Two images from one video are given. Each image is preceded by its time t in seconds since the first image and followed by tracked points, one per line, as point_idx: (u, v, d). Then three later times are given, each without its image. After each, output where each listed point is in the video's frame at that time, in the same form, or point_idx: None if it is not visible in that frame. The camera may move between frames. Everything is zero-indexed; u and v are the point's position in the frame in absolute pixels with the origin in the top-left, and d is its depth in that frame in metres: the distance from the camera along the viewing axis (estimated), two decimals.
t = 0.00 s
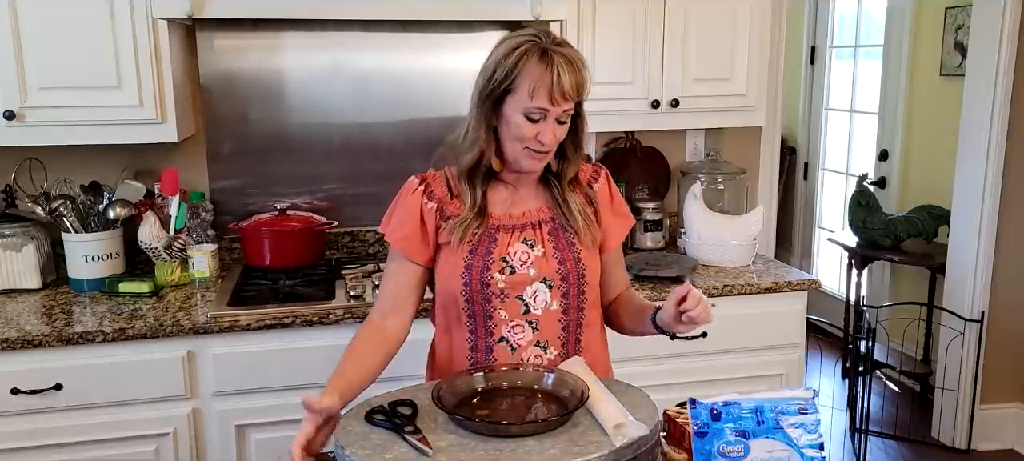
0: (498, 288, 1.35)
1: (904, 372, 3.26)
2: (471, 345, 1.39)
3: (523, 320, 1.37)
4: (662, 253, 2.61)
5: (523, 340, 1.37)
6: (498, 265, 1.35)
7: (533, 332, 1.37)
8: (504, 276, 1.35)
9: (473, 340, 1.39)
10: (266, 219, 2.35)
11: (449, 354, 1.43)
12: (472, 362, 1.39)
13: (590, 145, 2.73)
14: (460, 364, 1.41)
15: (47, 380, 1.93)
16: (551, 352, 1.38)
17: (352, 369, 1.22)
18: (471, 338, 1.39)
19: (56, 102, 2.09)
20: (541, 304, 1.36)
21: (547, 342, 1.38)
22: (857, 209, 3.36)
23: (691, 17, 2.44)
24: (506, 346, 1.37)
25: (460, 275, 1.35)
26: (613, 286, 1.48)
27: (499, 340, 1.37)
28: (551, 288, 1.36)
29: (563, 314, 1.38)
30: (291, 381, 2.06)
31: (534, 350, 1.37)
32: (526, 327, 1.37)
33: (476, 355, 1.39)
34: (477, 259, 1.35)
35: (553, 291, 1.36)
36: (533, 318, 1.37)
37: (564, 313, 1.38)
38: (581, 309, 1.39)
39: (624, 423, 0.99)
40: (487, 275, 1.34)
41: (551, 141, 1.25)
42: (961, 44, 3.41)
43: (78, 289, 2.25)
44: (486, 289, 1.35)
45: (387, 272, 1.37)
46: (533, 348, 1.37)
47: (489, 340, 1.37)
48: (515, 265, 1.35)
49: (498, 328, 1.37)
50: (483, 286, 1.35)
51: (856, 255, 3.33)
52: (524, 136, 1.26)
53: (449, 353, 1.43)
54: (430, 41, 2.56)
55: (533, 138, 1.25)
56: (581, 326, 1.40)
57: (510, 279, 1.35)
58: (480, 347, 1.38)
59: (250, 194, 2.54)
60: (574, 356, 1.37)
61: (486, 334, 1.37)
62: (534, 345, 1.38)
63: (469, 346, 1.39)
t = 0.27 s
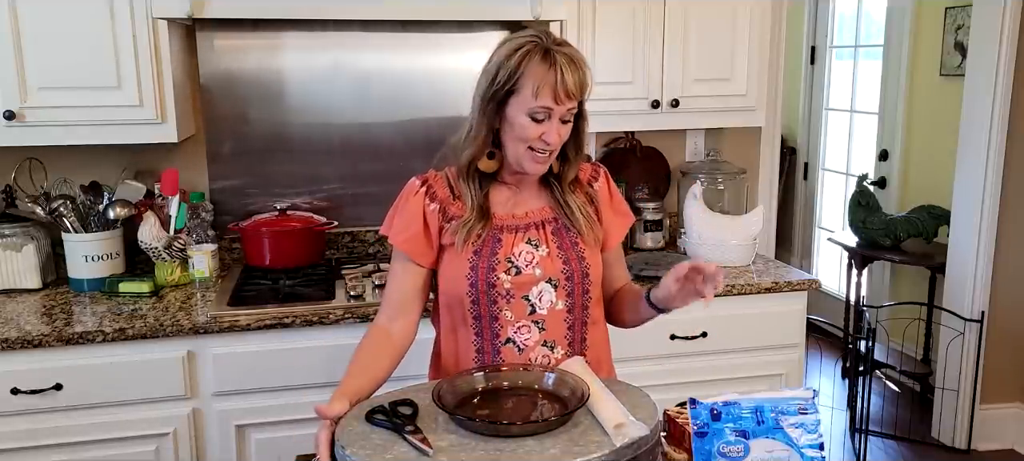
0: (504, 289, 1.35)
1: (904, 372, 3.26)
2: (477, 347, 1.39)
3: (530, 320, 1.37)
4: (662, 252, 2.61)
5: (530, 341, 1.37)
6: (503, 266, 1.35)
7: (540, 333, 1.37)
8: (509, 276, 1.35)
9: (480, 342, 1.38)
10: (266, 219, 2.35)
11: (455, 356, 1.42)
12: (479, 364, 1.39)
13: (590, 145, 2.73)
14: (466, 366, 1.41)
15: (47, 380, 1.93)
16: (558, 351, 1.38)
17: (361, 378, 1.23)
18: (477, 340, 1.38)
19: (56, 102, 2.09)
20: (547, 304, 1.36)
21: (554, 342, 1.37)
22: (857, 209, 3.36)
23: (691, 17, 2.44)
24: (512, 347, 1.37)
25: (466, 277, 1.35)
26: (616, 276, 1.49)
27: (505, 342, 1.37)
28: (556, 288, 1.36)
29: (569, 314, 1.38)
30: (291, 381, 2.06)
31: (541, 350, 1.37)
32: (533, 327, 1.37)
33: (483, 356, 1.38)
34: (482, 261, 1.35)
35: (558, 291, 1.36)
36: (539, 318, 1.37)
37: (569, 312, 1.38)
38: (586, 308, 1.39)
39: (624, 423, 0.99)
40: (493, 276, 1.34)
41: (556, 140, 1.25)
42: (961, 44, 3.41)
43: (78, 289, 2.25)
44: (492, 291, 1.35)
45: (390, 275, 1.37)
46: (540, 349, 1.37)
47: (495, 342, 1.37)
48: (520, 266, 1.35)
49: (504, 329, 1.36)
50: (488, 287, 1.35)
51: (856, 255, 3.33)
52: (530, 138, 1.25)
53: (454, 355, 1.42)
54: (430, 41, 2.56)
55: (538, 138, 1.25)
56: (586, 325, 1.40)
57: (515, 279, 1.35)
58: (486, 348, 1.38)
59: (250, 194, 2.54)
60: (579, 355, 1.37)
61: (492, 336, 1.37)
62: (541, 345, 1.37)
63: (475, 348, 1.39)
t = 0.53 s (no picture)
0: (505, 285, 1.35)
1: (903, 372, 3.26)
2: (477, 345, 1.38)
3: (530, 317, 1.36)
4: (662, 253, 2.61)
5: (530, 338, 1.37)
6: (505, 262, 1.35)
7: (540, 330, 1.37)
8: (510, 273, 1.35)
9: (479, 339, 1.38)
10: (266, 219, 2.35)
11: (455, 354, 1.42)
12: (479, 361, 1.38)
13: (590, 145, 2.73)
14: (466, 363, 1.41)
15: (47, 380, 1.93)
16: (558, 349, 1.37)
17: (363, 376, 1.23)
18: (477, 337, 1.38)
19: (56, 102, 2.09)
20: (548, 301, 1.36)
21: (554, 338, 1.37)
22: (857, 209, 3.36)
23: (691, 18, 2.44)
24: (513, 344, 1.37)
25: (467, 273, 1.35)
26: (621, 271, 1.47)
27: (505, 339, 1.37)
28: (557, 285, 1.36)
29: (570, 311, 1.38)
30: (290, 381, 2.06)
31: (541, 347, 1.37)
32: (533, 324, 1.36)
33: (483, 353, 1.38)
34: (483, 257, 1.35)
35: (559, 288, 1.36)
36: (540, 315, 1.36)
37: (570, 309, 1.37)
38: (587, 306, 1.39)
39: (623, 423, 0.99)
40: (494, 272, 1.34)
41: (560, 129, 1.25)
42: (961, 44, 3.41)
43: (78, 289, 2.25)
44: (493, 287, 1.35)
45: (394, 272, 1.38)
46: (540, 345, 1.37)
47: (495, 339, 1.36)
48: (521, 262, 1.35)
49: (504, 326, 1.36)
50: (489, 284, 1.35)
51: (856, 255, 3.33)
52: (534, 132, 1.25)
53: (455, 353, 1.42)
54: (430, 41, 2.56)
55: (542, 128, 1.25)
56: (587, 323, 1.40)
57: (516, 276, 1.35)
58: (487, 345, 1.38)
59: (250, 194, 2.54)
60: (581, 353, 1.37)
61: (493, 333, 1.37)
62: (542, 342, 1.37)
63: (475, 345, 1.39)
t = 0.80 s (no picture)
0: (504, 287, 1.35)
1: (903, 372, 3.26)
2: (477, 346, 1.39)
3: (529, 319, 1.36)
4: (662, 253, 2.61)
5: (529, 340, 1.37)
6: (504, 264, 1.35)
7: (539, 332, 1.37)
8: (509, 274, 1.35)
9: (479, 340, 1.38)
10: (265, 219, 2.35)
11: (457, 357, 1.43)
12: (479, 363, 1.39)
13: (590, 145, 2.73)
14: (467, 364, 1.41)
15: (47, 380, 1.93)
16: (557, 351, 1.37)
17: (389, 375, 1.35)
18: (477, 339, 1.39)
19: (56, 102, 2.09)
20: (547, 304, 1.36)
21: (554, 341, 1.37)
22: (857, 209, 3.36)
23: (691, 18, 2.44)
24: (512, 346, 1.37)
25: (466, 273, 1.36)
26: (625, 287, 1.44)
27: (505, 340, 1.37)
28: (557, 288, 1.36)
29: (569, 314, 1.38)
30: (290, 381, 2.06)
31: (540, 349, 1.37)
32: (532, 326, 1.36)
33: (482, 354, 1.39)
34: (482, 258, 1.35)
35: (558, 291, 1.36)
36: (539, 317, 1.37)
37: (569, 311, 1.38)
38: (587, 309, 1.39)
39: (622, 424, 0.99)
40: (492, 274, 1.35)
41: (552, 116, 1.26)
42: (961, 44, 3.41)
43: (78, 289, 2.25)
44: (491, 289, 1.35)
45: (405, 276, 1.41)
46: (539, 348, 1.37)
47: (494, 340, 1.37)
48: (520, 264, 1.35)
49: (503, 328, 1.36)
50: (488, 285, 1.35)
51: (856, 255, 3.34)
52: (524, 117, 1.26)
53: (457, 354, 1.43)
54: (430, 41, 2.56)
55: (534, 115, 1.26)
56: (587, 326, 1.40)
57: (515, 278, 1.35)
58: (486, 347, 1.38)
59: (250, 194, 2.54)
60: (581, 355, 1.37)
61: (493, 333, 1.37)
62: (541, 345, 1.37)
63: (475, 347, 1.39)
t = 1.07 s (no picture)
0: (505, 292, 1.35)
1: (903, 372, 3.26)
2: (477, 348, 1.40)
3: (530, 325, 1.36)
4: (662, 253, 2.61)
5: (528, 345, 1.37)
6: (507, 269, 1.35)
7: (538, 338, 1.37)
8: (511, 280, 1.35)
9: (479, 342, 1.39)
10: (266, 219, 2.35)
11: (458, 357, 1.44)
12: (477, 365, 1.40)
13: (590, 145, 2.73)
14: (468, 364, 1.42)
15: (47, 380, 1.93)
16: (556, 358, 1.37)
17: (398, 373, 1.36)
18: (477, 342, 1.40)
19: (56, 102, 2.09)
20: (548, 311, 1.36)
21: (553, 348, 1.37)
22: (857, 209, 3.36)
23: (691, 17, 2.44)
24: (511, 350, 1.37)
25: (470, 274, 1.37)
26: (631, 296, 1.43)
27: (504, 344, 1.37)
28: (559, 296, 1.36)
29: (569, 322, 1.37)
30: (290, 381, 2.06)
31: (539, 355, 1.37)
32: (532, 332, 1.36)
33: (482, 355, 1.39)
34: (486, 261, 1.36)
35: (560, 299, 1.36)
36: (540, 323, 1.37)
37: (569, 320, 1.37)
38: (588, 318, 1.38)
39: (622, 423, 0.99)
40: (494, 278, 1.35)
41: (543, 103, 1.28)
42: (960, 44, 3.41)
43: (78, 289, 2.25)
44: (493, 292, 1.36)
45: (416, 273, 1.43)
46: (539, 354, 1.37)
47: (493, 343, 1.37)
48: (523, 270, 1.35)
49: (503, 332, 1.37)
50: (490, 289, 1.36)
51: (856, 255, 3.34)
52: (517, 105, 1.29)
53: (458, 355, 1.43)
54: (430, 41, 2.56)
55: (527, 104, 1.28)
56: (588, 336, 1.40)
57: (517, 284, 1.35)
58: (486, 349, 1.39)
59: (250, 194, 2.54)
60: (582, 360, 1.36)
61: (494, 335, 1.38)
62: (540, 351, 1.37)
63: (476, 348, 1.40)
